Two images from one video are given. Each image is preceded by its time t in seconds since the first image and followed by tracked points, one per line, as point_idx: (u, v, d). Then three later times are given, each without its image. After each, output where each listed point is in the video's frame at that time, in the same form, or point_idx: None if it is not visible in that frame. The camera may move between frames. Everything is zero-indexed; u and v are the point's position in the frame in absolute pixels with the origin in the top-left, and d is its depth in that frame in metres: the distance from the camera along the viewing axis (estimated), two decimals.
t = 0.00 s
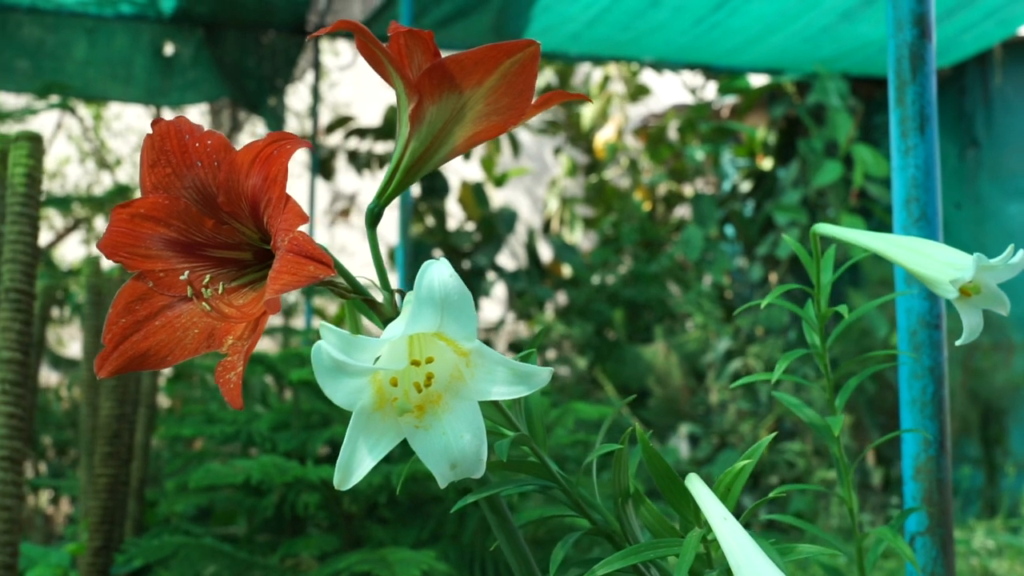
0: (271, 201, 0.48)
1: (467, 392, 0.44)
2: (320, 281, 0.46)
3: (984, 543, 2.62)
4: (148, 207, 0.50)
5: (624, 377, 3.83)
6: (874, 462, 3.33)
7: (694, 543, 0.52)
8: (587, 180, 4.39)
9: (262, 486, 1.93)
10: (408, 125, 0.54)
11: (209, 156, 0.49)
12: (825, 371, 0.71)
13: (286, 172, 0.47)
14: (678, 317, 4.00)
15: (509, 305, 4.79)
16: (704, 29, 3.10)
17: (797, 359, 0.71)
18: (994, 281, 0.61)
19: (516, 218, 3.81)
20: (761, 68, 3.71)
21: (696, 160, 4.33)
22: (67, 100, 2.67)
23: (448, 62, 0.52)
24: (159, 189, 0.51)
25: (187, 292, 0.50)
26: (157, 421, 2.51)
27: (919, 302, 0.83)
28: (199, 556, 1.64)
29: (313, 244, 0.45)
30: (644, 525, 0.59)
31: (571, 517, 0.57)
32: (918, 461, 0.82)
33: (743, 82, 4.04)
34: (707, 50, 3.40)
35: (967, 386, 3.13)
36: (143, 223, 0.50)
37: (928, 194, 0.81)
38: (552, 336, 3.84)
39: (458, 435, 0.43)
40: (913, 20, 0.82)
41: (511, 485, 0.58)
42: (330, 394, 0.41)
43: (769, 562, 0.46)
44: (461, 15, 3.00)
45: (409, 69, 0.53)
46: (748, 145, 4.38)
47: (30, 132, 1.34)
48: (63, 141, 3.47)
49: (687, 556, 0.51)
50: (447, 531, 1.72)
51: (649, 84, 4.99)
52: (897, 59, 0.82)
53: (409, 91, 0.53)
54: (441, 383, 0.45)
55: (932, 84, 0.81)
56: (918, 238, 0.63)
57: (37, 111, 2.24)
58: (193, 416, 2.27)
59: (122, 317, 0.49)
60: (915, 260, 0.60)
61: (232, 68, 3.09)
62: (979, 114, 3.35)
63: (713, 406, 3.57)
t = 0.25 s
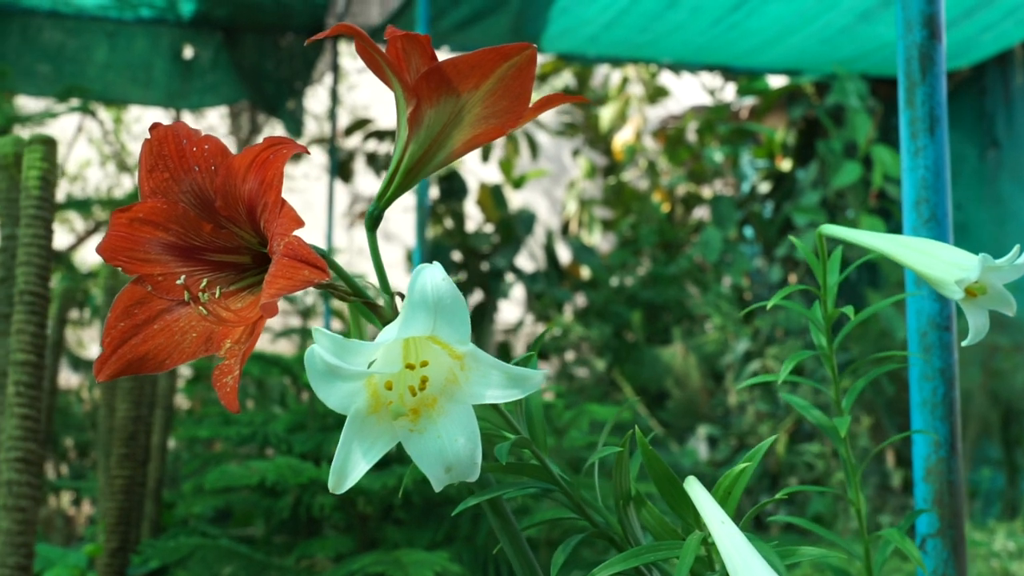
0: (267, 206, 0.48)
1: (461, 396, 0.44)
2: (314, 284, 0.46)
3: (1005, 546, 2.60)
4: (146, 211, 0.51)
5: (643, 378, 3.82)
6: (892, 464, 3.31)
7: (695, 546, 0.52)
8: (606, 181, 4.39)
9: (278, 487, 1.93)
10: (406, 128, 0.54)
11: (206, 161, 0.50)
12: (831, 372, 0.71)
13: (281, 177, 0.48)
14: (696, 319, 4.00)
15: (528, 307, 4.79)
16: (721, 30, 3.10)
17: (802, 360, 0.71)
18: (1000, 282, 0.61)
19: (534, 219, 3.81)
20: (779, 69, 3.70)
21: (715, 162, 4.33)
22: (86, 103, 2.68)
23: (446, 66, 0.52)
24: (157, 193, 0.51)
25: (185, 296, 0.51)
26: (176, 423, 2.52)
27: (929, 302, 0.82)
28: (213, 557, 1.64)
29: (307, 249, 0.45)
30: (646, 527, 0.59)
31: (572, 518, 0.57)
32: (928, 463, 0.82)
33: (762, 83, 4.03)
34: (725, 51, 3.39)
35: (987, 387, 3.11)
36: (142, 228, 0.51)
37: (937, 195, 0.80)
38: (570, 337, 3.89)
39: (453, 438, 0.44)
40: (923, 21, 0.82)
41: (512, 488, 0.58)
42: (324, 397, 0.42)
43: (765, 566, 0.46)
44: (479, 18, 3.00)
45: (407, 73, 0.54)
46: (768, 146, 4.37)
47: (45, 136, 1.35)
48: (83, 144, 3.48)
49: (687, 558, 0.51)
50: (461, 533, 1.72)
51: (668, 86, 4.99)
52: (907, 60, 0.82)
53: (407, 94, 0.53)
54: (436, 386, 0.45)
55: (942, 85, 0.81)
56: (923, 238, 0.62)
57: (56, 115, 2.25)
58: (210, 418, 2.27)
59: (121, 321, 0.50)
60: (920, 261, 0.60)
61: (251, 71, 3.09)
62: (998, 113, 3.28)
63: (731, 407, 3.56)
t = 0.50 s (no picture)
0: (270, 207, 0.49)
1: (456, 400, 0.45)
2: (316, 286, 0.46)
3: None
4: (150, 213, 0.51)
5: (662, 380, 3.81)
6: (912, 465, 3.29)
7: (696, 548, 0.52)
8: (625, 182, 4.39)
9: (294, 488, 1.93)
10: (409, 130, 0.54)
11: (210, 162, 0.50)
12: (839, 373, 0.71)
13: (283, 178, 0.48)
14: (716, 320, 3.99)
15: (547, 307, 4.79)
16: (741, 30, 3.09)
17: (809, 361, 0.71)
18: (1007, 282, 0.60)
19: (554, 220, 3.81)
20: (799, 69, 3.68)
21: (736, 162, 4.32)
22: (106, 106, 2.69)
23: (448, 67, 0.52)
24: (161, 196, 0.51)
25: (188, 298, 0.51)
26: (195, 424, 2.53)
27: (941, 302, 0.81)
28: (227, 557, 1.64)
29: (309, 249, 0.45)
30: (648, 528, 0.59)
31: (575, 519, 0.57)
32: (939, 464, 0.81)
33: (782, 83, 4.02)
34: (745, 51, 3.38)
35: (1008, 388, 3.10)
36: (146, 230, 0.51)
37: (949, 196, 0.80)
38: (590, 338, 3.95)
39: (447, 443, 0.44)
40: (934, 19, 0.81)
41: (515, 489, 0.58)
42: (319, 402, 0.43)
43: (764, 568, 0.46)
44: (498, 19, 3.01)
45: (409, 75, 0.54)
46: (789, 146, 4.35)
47: (61, 138, 1.35)
48: (105, 147, 3.50)
49: (688, 561, 0.50)
50: (476, 534, 1.72)
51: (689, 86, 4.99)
52: (918, 60, 0.81)
53: (410, 96, 0.53)
54: (432, 391, 0.46)
55: (953, 84, 0.80)
56: (928, 239, 0.62)
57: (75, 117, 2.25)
58: (228, 419, 2.28)
59: (125, 322, 0.49)
60: (925, 261, 0.60)
61: (271, 74, 3.10)
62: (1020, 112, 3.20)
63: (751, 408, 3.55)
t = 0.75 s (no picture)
0: (269, 208, 0.49)
1: (456, 398, 0.45)
2: (315, 287, 0.46)
3: None
4: (151, 215, 0.51)
5: (680, 381, 3.81)
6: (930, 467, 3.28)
7: (698, 549, 0.52)
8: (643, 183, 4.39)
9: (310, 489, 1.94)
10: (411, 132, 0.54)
11: (211, 164, 0.50)
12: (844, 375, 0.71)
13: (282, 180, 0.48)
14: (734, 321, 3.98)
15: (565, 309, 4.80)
16: (759, 31, 3.08)
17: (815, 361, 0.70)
18: (1009, 284, 0.60)
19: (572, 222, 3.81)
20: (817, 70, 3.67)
21: (754, 163, 4.31)
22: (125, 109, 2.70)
23: (448, 69, 0.52)
24: (163, 197, 0.51)
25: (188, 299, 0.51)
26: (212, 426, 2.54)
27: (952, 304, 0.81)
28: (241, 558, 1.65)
29: (307, 250, 0.46)
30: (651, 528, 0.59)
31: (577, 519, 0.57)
32: (949, 466, 0.80)
33: (801, 84, 4.02)
34: (763, 52, 3.37)
35: None
36: (147, 231, 0.51)
37: (959, 196, 0.79)
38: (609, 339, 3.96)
39: (447, 440, 0.44)
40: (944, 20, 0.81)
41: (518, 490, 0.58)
42: (319, 399, 0.43)
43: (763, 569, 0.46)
44: (515, 21, 3.01)
45: (411, 77, 0.54)
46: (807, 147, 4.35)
47: (76, 142, 1.36)
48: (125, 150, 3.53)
49: (688, 562, 0.50)
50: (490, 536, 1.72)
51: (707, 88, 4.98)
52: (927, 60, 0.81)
53: (411, 99, 0.53)
54: (431, 388, 0.46)
55: (962, 85, 0.80)
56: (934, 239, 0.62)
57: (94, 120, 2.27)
58: (244, 420, 2.28)
59: (125, 323, 0.50)
60: (929, 261, 0.60)
61: (290, 77, 3.09)
62: None
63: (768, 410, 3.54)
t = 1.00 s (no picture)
0: (270, 210, 0.49)
1: (453, 400, 0.46)
2: (314, 289, 0.46)
3: None
4: (155, 217, 0.52)
5: (698, 383, 3.80)
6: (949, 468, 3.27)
7: (698, 550, 0.52)
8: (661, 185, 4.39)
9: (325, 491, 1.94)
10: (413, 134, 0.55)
11: (212, 166, 0.51)
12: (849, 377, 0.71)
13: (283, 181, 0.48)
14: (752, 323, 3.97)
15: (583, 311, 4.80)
16: (777, 32, 3.07)
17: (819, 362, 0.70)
18: (1011, 285, 0.60)
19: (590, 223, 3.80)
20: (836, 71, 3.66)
21: (772, 164, 4.30)
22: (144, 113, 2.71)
23: (449, 72, 0.52)
24: (166, 199, 0.52)
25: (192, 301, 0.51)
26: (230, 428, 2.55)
27: (961, 306, 0.81)
28: (256, 560, 1.65)
29: (307, 252, 0.46)
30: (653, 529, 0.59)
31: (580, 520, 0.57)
32: (959, 468, 0.80)
33: (819, 85, 4.00)
34: (781, 53, 3.36)
35: None
36: (150, 234, 0.52)
37: (969, 198, 0.79)
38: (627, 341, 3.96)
39: (444, 442, 0.45)
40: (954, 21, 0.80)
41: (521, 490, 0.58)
42: (315, 401, 0.43)
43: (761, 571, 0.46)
44: (533, 23, 3.01)
45: (412, 80, 0.54)
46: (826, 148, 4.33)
47: (89, 145, 1.38)
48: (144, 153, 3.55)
49: (689, 563, 0.50)
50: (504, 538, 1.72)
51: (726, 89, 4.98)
52: (937, 62, 0.81)
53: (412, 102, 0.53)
54: (429, 391, 0.46)
55: (972, 86, 0.80)
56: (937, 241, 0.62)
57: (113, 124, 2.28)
58: (261, 422, 2.29)
59: (129, 325, 0.50)
60: (931, 264, 0.60)
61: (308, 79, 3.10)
62: None
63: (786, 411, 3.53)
